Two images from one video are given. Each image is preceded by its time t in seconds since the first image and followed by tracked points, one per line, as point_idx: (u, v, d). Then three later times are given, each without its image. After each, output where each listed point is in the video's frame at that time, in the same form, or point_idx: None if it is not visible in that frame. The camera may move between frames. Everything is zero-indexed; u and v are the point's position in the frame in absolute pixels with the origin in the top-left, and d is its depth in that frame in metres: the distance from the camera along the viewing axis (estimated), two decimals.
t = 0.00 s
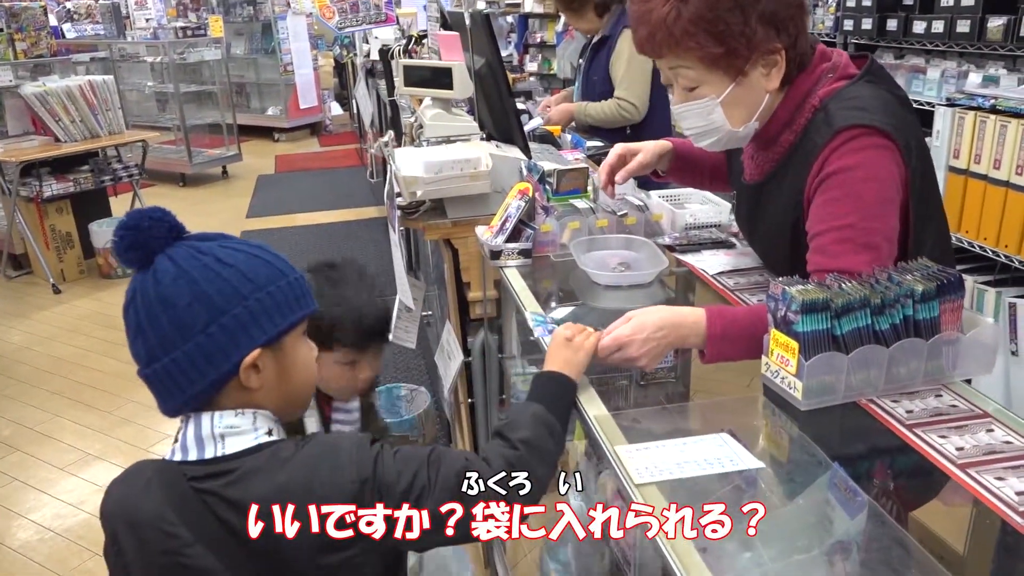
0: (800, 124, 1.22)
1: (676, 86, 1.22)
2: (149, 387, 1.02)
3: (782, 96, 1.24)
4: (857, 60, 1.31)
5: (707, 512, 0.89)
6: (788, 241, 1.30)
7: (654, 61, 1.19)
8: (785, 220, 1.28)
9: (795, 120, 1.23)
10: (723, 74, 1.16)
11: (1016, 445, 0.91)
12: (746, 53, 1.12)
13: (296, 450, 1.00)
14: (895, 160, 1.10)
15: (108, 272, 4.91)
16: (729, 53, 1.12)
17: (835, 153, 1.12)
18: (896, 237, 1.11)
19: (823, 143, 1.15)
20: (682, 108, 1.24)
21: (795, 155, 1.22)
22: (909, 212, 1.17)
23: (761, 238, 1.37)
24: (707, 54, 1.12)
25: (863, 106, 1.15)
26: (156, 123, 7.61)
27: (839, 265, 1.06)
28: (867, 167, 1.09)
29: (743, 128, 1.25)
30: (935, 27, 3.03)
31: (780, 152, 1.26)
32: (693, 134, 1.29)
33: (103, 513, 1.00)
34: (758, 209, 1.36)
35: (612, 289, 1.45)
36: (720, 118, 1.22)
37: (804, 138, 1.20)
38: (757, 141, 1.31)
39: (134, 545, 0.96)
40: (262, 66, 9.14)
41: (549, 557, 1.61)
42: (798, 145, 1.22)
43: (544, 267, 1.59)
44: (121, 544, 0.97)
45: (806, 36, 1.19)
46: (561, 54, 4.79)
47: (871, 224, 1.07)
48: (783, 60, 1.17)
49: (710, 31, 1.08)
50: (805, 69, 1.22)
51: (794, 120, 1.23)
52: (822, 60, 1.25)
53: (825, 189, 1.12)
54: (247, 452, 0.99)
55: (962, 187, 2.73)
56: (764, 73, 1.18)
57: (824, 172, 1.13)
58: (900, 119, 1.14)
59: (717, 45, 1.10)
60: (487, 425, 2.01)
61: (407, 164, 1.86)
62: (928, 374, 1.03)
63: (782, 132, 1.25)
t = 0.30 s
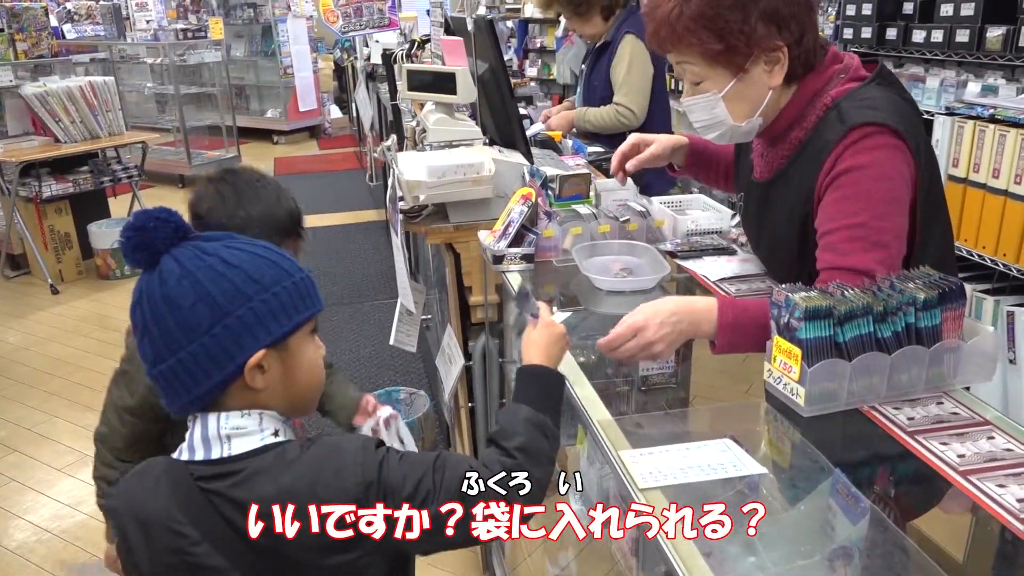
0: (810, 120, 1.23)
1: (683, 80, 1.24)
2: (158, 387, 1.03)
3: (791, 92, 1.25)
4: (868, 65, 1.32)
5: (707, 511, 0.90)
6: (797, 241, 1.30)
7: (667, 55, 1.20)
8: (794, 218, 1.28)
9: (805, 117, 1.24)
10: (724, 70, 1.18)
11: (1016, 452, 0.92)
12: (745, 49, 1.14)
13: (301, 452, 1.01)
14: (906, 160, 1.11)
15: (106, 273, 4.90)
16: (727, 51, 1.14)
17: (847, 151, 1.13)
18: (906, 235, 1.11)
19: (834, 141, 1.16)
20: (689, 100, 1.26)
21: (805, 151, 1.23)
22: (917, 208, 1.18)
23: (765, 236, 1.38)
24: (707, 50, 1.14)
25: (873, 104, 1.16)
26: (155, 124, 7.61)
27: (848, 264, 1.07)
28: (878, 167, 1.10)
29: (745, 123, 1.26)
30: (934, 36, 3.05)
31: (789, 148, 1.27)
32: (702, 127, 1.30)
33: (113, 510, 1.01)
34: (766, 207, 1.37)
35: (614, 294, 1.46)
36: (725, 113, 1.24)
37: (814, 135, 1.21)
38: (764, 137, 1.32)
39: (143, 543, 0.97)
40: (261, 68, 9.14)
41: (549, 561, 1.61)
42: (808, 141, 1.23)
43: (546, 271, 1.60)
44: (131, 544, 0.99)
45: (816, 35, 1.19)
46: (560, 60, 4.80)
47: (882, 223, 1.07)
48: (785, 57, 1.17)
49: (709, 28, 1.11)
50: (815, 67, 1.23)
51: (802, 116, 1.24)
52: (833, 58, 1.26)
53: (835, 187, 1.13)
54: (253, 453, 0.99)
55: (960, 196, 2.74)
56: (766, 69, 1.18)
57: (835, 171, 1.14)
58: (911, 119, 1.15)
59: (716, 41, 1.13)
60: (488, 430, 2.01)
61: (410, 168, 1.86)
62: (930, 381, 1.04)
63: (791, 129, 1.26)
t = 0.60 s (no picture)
0: (828, 108, 1.23)
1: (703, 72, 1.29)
2: (170, 370, 0.96)
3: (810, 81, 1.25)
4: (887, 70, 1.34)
5: (707, 511, 0.91)
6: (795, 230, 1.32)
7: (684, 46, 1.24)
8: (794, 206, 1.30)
9: (823, 104, 1.24)
10: (736, 61, 1.21)
11: (1009, 454, 0.92)
12: (754, 42, 1.17)
13: (302, 465, 0.97)
14: (912, 158, 1.13)
15: (99, 277, 4.88)
16: (736, 45, 1.18)
17: (854, 144, 1.15)
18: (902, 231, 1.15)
19: (843, 134, 1.17)
20: (711, 88, 1.29)
21: (815, 139, 1.24)
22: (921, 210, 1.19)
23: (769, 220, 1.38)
24: (718, 45, 1.19)
25: (888, 98, 1.16)
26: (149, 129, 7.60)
27: (826, 252, 1.14)
28: (882, 164, 1.13)
29: (762, 111, 1.27)
30: (926, 43, 3.07)
31: (803, 134, 1.27)
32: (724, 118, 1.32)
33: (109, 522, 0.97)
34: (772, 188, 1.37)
35: (610, 299, 1.48)
36: (742, 101, 1.26)
37: (826, 124, 1.22)
38: (782, 122, 1.31)
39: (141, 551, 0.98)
40: (255, 72, 9.14)
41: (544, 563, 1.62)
42: (822, 128, 1.23)
43: (543, 276, 1.61)
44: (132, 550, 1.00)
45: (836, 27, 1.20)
46: (554, 65, 4.81)
47: (877, 221, 1.12)
48: (796, 47, 1.19)
49: (718, 23, 1.15)
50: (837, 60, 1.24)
51: (817, 105, 1.25)
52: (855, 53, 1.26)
53: (836, 177, 1.17)
54: (251, 467, 0.95)
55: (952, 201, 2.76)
56: (778, 58, 1.20)
57: (838, 161, 1.17)
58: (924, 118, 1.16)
59: (725, 36, 1.17)
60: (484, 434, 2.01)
61: (407, 173, 1.87)
62: (923, 385, 1.04)
63: (806, 116, 1.26)
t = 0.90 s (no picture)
0: (834, 98, 1.27)
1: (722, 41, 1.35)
2: (201, 364, 0.96)
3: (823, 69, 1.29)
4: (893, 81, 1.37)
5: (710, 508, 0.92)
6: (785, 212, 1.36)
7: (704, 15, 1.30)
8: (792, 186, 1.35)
9: (831, 95, 1.28)
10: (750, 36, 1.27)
11: (1000, 460, 0.92)
12: (768, 23, 1.23)
13: (309, 470, 0.96)
14: (897, 151, 1.16)
15: (93, 283, 4.86)
16: (754, 22, 1.24)
17: (847, 129, 1.18)
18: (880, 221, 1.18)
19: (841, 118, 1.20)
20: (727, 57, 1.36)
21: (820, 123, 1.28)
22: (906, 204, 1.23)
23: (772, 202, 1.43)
24: (738, 16, 1.25)
25: (889, 95, 1.19)
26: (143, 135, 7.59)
27: (807, 226, 1.16)
28: (874, 149, 1.16)
29: (762, 91, 1.33)
30: (918, 52, 3.10)
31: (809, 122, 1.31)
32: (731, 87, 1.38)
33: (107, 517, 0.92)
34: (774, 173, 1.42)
35: (605, 306, 1.48)
36: (746, 77, 1.32)
37: (831, 110, 1.25)
38: (793, 108, 1.36)
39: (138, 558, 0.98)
40: (250, 79, 9.15)
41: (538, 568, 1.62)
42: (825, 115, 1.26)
43: (538, 283, 1.62)
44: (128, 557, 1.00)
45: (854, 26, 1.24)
46: (548, 72, 4.83)
47: (857, 200, 1.15)
48: (805, 39, 1.24)
49: None
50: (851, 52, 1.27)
51: (827, 91, 1.28)
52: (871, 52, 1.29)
53: (829, 157, 1.19)
54: (259, 468, 0.95)
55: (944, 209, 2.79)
56: (787, 46, 1.26)
57: (834, 142, 1.19)
58: (919, 117, 1.18)
59: (745, 10, 1.23)
60: (479, 439, 2.02)
61: (402, 181, 1.87)
62: (915, 391, 1.05)
63: (817, 101, 1.30)
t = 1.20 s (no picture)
0: (821, 95, 1.37)
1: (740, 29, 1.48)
2: (229, 379, 0.94)
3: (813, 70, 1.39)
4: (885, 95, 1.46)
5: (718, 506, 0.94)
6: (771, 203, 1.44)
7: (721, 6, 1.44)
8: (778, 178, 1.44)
9: (819, 92, 1.38)
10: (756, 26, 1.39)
11: (995, 467, 0.93)
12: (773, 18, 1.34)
13: (315, 472, 0.96)
14: (871, 144, 1.26)
15: (91, 290, 4.85)
16: (762, 15, 1.35)
17: (826, 120, 1.28)
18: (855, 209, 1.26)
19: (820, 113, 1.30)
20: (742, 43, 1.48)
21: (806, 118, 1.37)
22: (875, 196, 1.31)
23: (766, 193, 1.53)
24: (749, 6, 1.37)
25: (868, 93, 1.28)
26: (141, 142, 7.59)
27: (798, 196, 1.23)
28: (852, 135, 1.25)
29: (761, 79, 1.45)
30: (914, 60, 3.11)
31: (798, 117, 1.41)
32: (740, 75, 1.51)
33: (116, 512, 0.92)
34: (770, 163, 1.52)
35: (603, 313, 1.48)
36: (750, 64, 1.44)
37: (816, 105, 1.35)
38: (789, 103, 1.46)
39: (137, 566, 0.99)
40: (248, 86, 9.15)
41: None
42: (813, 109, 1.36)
43: (536, 290, 1.63)
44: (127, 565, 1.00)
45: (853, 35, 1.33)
46: (547, 81, 4.84)
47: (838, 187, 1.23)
48: (802, 39, 1.34)
49: None
50: (846, 56, 1.36)
51: (817, 89, 1.38)
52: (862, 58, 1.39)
53: (815, 140, 1.28)
54: (267, 470, 0.95)
55: (941, 216, 2.80)
56: (788, 41, 1.36)
57: (819, 128, 1.29)
58: (898, 115, 1.28)
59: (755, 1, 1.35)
60: (478, 446, 2.02)
61: (401, 188, 1.88)
62: (912, 398, 1.05)
63: (807, 97, 1.40)
